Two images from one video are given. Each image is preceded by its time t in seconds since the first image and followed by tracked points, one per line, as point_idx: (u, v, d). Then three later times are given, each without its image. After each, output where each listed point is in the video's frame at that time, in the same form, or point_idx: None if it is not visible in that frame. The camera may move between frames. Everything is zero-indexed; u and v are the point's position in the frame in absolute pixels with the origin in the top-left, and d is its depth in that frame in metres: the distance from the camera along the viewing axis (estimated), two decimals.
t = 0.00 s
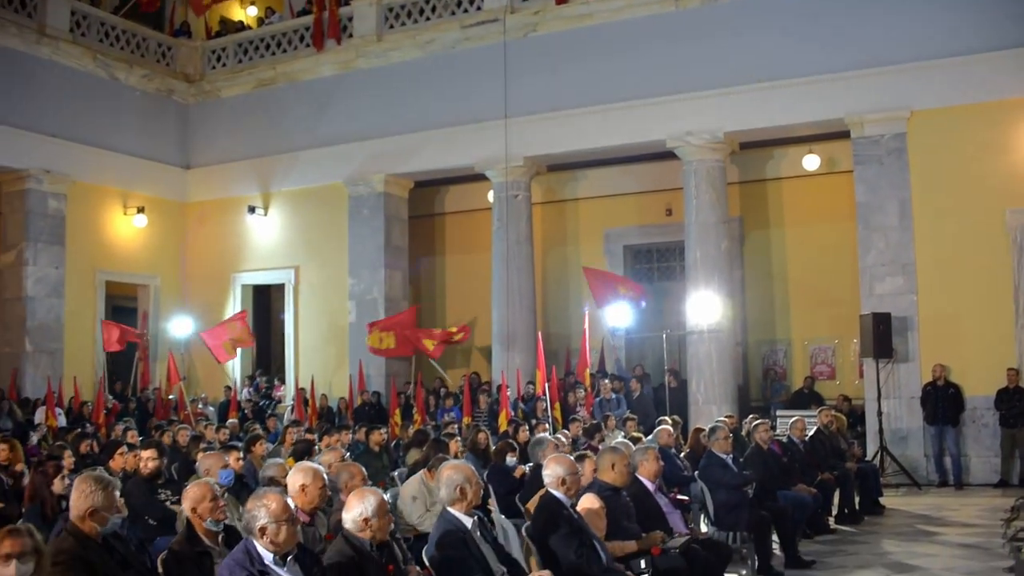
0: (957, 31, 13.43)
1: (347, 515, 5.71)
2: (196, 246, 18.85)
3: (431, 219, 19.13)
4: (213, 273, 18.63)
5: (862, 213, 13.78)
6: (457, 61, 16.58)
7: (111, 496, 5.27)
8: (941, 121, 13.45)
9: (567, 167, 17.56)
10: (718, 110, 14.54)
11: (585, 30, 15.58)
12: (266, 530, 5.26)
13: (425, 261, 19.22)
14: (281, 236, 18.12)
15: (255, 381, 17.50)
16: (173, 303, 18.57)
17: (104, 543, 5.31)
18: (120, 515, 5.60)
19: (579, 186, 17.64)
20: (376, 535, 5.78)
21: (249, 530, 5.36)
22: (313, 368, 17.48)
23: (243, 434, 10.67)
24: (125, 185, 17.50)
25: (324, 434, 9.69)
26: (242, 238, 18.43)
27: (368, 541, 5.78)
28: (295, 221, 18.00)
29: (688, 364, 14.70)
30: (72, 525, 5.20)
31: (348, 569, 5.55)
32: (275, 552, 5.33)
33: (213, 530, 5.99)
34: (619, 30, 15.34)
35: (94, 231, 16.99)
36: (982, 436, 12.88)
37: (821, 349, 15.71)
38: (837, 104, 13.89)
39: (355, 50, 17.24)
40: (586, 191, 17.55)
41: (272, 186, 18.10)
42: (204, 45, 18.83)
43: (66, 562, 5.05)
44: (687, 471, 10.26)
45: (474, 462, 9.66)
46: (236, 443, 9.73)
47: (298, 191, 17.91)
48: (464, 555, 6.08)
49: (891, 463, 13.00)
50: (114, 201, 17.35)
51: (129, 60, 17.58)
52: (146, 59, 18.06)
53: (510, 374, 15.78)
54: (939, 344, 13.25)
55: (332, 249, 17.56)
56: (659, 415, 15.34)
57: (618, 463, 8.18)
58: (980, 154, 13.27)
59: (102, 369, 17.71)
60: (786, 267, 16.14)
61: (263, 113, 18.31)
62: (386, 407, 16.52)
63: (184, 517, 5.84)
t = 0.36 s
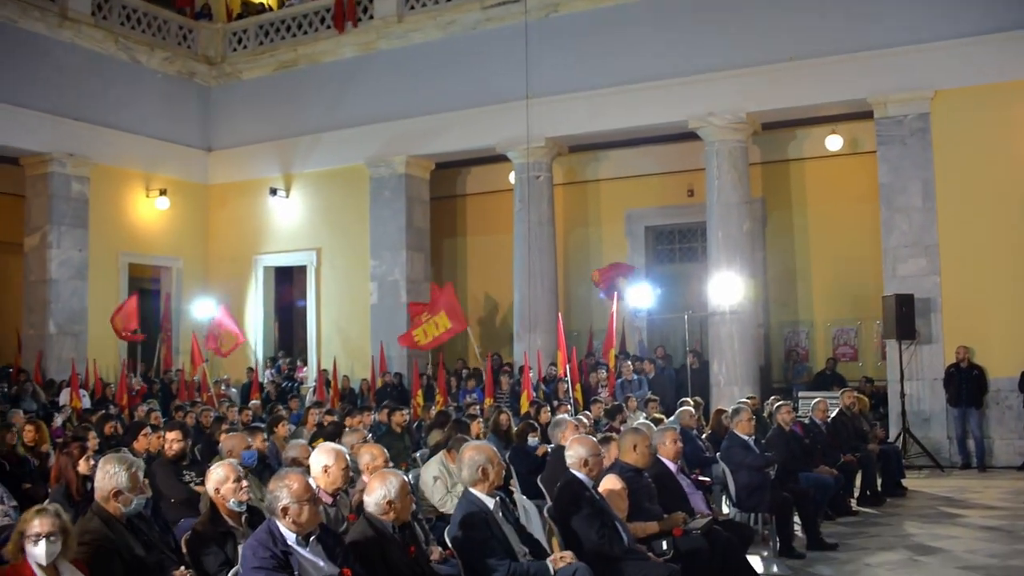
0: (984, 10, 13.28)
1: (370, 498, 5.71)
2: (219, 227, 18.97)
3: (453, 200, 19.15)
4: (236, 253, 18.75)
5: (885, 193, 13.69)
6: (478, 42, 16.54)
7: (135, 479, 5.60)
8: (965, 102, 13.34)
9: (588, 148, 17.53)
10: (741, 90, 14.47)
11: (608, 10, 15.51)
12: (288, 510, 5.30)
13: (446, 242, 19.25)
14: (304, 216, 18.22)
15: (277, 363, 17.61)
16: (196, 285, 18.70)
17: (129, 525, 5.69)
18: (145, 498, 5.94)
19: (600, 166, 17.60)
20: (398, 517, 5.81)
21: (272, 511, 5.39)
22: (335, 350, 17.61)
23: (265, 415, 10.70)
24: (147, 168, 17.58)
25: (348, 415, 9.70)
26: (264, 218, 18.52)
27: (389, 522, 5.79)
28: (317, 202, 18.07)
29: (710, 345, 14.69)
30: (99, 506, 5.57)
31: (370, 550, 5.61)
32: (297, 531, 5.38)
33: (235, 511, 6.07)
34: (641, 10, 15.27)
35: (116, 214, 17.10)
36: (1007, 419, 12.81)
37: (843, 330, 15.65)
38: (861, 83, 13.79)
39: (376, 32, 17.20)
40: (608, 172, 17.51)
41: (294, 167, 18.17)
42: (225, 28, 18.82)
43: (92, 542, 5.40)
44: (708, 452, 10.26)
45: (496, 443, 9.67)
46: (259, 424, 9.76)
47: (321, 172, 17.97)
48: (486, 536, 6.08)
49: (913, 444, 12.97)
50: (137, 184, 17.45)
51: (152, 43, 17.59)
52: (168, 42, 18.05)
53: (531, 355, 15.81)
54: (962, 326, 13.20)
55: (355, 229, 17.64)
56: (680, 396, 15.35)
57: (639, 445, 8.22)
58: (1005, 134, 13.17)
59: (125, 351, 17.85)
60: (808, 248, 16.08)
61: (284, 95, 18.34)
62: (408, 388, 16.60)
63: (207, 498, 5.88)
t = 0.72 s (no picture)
0: None
1: (392, 483, 5.79)
2: (240, 211, 19.18)
3: (474, 184, 19.16)
4: (257, 237, 18.94)
5: (908, 176, 13.63)
6: (499, 26, 16.51)
7: (159, 463, 5.58)
8: (990, 84, 13.23)
9: (610, 132, 17.51)
10: (763, 73, 14.41)
11: None
12: (312, 494, 5.31)
13: (467, 226, 19.30)
14: (325, 200, 18.38)
15: (300, 347, 17.77)
16: (218, 269, 18.95)
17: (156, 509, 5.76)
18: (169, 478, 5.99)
19: (621, 150, 17.58)
20: (419, 501, 5.89)
21: (295, 494, 5.39)
22: (357, 334, 17.80)
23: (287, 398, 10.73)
24: (169, 152, 17.74)
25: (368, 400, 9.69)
26: (285, 203, 18.68)
27: (411, 506, 5.90)
28: (338, 187, 18.21)
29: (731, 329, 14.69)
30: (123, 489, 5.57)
31: (391, 532, 5.75)
32: (320, 515, 5.41)
33: (260, 493, 6.15)
34: None
35: (139, 198, 17.30)
36: None
37: (866, 314, 15.63)
38: (885, 65, 13.70)
39: (397, 15, 17.12)
40: (629, 156, 17.49)
41: (314, 151, 18.32)
42: (246, 12, 18.76)
43: (120, 524, 5.44)
44: (730, 436, 10.24)
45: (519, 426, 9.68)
46: (282, 407, 9.77)
47: (341, 156, 18.09)
48: (509, 520, 6.14)
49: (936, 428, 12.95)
50: (159, 168, 17.64)
51: (173, 29, 17.61)
52: (189, 27, 18.04)
53: (553, 339, 15.86)
54: (985, 310, 13.14)
55: (375, 214, 17.78)
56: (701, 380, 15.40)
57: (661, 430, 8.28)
58: None
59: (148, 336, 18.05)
60: (831, 231, 16.03)
61: (304, 79, 18.36)
62: (431, 371, 16.69)
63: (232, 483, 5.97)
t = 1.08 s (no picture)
0: None
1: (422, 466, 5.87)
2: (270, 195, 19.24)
3: (503, 166, 19.14)
4: (287, 221, 18.99)
5: (939, 159, 13.50)
6: (526, 9, 16.50)
7: (190, 444, 5.71)
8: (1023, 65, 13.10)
9: (638, 114, 17.48)
10: (792, 55, 14.33)
11: None
12: (341, 476, 5.34)
13: (496, 209, 19.30)
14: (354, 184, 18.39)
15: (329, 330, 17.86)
16: (247, 253, 19.07)
17: (185, 489, 5.88)
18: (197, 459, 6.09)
19: (650, 133, 17.57)
20: (449, 485, 5.99)
21: (324, 477, 5.42)
22: (386, 318, 17.85)
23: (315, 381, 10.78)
24: (198, 137, 17.85)
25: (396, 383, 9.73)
26: (314, 187, 18.72)
27: (440, 488, 5.99)
28: (367, 170, 18.22)
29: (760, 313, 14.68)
30: (152, 471, 5.64)
31: (421, 513, 5.86)
32: (348, 498, 5.42)
33: (289, 475, 6.22)
34: None
35: (169, 182, 17.44)
36: None
37: (896, 298, 15.68)
38: (916, 47, 13.56)
39: None
40: (658, 139, 17.46)
41: (343, 135, 18.35)
42: None
43: (149, 505, 5.50)
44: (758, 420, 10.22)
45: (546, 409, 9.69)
46: (311, 389, 9.82)
47: (369, 139, 18.10)
48: (537, 502, 6.10)
49: (966, 412, 12.89)
50: (188, 153, 17.74)
51: (201, 13, 17.78)
52: (217, 12, 18.17)
53: (583, 324, 15.83)
54: (1017, 294, 13.06)
55: (404, 197, 17.78)
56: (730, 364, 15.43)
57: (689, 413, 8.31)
58: None
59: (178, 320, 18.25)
60: (860, 214, 16.09)
61: (331, 63, 18.42)
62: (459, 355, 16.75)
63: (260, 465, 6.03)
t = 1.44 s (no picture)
0: None
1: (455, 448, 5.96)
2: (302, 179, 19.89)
3: (533, 150, 19.52)
4: (320, 205, 19.63)
5: (975, 141, 13.42)
6: None
7: (223, 427, 5.87)
8: None
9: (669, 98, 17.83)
10: (824, 37, 14.39)
11: None
12: (373, 459, 5.48)
13: (527, 192, 19.61)
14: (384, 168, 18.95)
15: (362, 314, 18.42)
16: (279, 237, 19.74)
17: (219, 470, 5.99)
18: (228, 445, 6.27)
19: (681, 117, 17.90)
20: (481, 468, 6.01)
21: (357, 460, 5.56)
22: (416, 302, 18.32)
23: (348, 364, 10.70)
24: (231, 121, 18.54)
25: (428, 367, 9.70)
26: (346, 170, 19.33)
27: (472, 471, 6.01)
28: (396, 154, 18.80)
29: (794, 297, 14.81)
30: (187, 455, 5.85)
31: (454, 497, 5.85)
32: (381, 480, 5.55)
33: (321, 458, 6.32)
34: None
35: (203, 166, 18.13)
36: None
37: (930, 282, 15.96)
38: (952, 27, 13.51)
39: None
40: (689, 122, 17.78)
41: (374, 118, 18.93)
42: None
43: (183, 488, 5.67)
44: (791, 404, 10.18)
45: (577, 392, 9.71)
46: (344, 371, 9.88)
47: (399, 123, 18.66)
48: (569, 486, 6.18)
49: (1000, 397, 12.84)
50: (220, 137, 18.42)
51: None
52: None
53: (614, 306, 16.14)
54: None
55: (436, 180, 18.29)
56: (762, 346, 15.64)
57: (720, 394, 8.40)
58: None
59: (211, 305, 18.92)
60: (893, 196, 16.38)
61: (362, 46, 19.01)
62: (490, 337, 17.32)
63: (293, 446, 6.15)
